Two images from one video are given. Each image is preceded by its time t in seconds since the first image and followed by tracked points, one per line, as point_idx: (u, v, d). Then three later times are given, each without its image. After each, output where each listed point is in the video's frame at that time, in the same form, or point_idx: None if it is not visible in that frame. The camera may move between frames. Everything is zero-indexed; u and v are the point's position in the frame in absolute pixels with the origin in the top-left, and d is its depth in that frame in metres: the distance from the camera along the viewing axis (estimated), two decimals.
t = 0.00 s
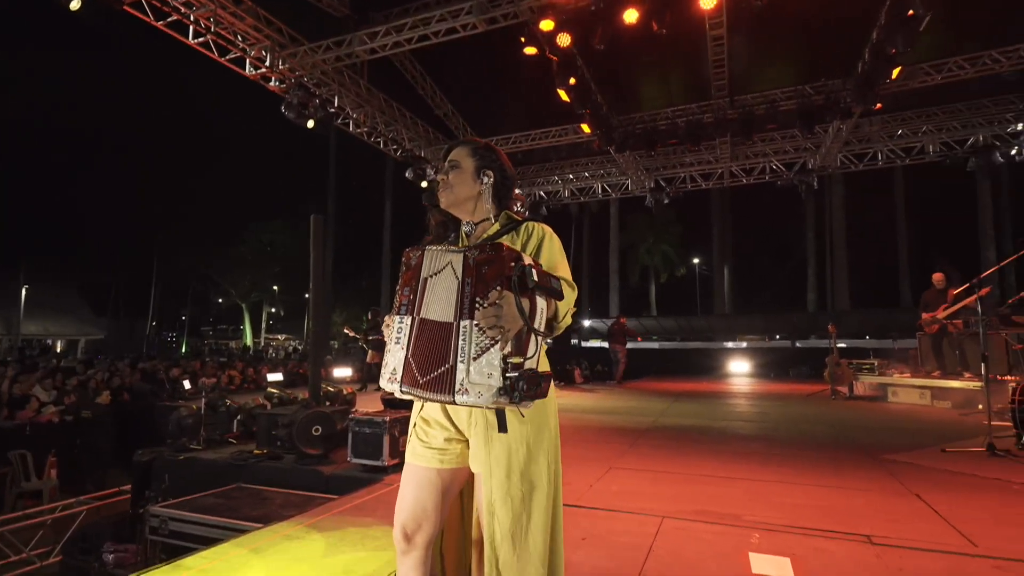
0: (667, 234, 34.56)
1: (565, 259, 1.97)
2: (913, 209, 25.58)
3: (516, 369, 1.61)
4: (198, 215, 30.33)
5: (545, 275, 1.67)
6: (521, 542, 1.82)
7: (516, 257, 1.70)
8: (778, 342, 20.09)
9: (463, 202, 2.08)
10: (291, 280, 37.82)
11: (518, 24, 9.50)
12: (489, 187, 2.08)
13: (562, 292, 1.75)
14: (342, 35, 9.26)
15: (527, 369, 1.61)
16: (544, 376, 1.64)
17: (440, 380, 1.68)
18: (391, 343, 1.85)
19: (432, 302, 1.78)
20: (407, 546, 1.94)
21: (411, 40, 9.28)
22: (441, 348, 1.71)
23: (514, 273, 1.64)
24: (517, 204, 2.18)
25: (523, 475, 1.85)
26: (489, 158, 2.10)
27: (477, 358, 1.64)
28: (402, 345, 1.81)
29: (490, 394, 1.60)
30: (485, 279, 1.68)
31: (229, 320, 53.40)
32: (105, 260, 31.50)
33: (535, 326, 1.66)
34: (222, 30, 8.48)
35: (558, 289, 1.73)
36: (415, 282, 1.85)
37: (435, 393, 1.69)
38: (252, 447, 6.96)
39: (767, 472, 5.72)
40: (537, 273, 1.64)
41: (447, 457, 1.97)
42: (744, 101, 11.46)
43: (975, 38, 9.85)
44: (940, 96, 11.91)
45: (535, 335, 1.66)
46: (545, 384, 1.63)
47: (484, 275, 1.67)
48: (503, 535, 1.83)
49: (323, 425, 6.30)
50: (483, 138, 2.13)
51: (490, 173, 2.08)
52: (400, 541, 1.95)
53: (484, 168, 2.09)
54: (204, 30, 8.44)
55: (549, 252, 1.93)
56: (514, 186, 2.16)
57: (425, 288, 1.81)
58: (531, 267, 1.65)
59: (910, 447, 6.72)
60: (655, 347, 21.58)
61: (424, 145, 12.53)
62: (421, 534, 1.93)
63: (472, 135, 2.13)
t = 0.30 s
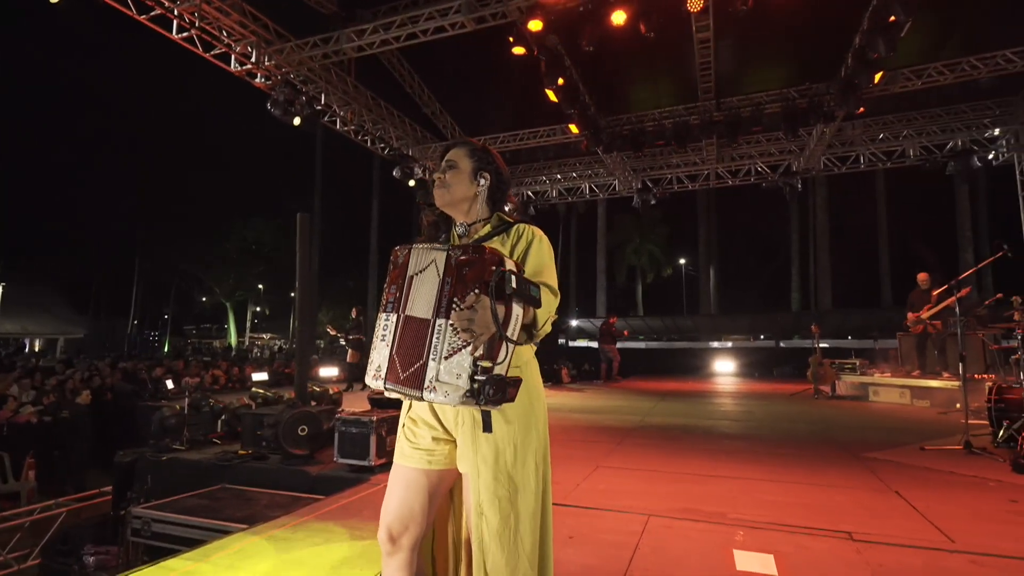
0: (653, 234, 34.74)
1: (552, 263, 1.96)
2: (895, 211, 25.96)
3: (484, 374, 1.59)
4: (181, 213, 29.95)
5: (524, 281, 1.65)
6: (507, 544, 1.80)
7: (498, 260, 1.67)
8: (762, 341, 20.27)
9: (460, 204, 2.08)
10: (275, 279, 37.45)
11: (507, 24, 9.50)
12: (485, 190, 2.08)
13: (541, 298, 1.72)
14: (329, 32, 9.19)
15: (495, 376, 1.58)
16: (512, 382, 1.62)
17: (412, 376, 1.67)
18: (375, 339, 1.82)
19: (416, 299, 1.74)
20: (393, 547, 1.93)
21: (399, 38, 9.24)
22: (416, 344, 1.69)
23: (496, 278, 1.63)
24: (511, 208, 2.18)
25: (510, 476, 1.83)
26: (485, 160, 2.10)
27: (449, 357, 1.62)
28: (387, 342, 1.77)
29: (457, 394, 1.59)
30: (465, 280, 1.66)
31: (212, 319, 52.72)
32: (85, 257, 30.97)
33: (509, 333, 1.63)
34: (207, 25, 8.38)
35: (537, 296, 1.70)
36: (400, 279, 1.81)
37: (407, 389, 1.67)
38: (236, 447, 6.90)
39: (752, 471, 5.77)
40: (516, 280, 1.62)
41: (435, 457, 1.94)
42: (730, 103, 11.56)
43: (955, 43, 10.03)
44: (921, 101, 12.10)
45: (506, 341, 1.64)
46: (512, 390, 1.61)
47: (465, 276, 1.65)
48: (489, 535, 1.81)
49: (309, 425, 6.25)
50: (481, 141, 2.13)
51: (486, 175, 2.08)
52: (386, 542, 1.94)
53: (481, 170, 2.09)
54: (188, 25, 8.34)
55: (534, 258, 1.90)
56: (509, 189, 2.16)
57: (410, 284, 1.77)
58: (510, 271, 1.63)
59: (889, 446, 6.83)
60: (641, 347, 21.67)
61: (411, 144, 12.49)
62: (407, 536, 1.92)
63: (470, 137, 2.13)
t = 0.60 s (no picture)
0: (647, 234, 34.78)
1: (548, 274, 1.89)
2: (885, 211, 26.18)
3: (469, 392, 1.52)
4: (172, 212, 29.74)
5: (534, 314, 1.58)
6: (490, 544, 1.79)
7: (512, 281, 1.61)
8: (755, 341, 20.35)
9: (472, 208, 2.05)
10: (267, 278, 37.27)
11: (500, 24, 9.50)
12: (498, 199, 2.07)
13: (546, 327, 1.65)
14: (322, 31, 9.17)
15: (481, 397, 1.51)
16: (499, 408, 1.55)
17: (399, 371, 1.59)
18: (368, 325, 1.72)
19: (416, 294, 1.65)
20: (383, 551, 1.93)
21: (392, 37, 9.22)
22: (409, 340, 1.60)
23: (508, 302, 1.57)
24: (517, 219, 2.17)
25: (495, 476, 1.81)
26: (501, 171, 2.09)
27: (440, 362, 1.54)
28: (379, 332, 1.67)
29: (439, 402, 1.52)
30: (476, 292, 1.57)
31: (204, 319, 52.38)
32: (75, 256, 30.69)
33: (506, 358, 1.56)
34: (200, 23, 8.32)
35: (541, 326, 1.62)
36: (402, 270, 1.71)
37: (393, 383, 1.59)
38: (229, 447, 6.86)
39: (744, 469, 5.81)
40: (528, 310, 1.56)
41: (423, 458, 1.93)
42: (722, 103, 11.61)
43: (944, 45, 10.13)
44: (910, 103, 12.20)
45: (501, 367, 1.55)
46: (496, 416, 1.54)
47: (477, 288, 1.57)
48: (472, 533, 1.81)
49: (302, 425, 6.23)
50: (498, 152, 2.13)
51: (500, 185, 2.06)
52: (376, 545, 1.94)
53: (496, 180, 2.08)
54: (180, 24, 8.29)
55: (528, 266, 1.83)
56: (519, 203, 2.14)
57: (410, 276, 1.68)
58: (521, 297, 1.58)
59: (879, 444, 6.88)
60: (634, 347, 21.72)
61: (404, 143, 12.47)
62: (397, 540, 1.91)
63: (488, 146, 2.12)
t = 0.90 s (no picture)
0: (643, 234, 34.81)
1: (545, 285, 1.89)
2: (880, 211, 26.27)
3: (468, 400, 1.52)
4: (166, 212, 29.61)
5: (541, 329, 1.61)
6: (471, 544, 1.77)
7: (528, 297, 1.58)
8: (750, 341, 20.40)
9: (482, 211, 2.01)
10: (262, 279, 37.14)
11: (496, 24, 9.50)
12: (507, 208, 2.06)
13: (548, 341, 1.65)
14: (318, 31, 9.14)
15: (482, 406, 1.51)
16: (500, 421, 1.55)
17: (400, 366, 1.57)
18: (365, 312, 1.68)
19: (421, 290, 1.62)
20: (373, 549, 1.93)
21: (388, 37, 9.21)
22: (413, 337, 1.57)
23: (521, 317, 1.57)
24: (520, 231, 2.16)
25: (479, 474, 1.80)
26: (516, 184, 2.09)
27: (445, 367, 1.51)
28: (377, 320, 1.64)
29: (439, 406, 1.51)
30: (492, 304, 1.54)
31: (199, 320, 52.18)
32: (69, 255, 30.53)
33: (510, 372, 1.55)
34: (194, 21, 8.28)
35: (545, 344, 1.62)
36: (407, 261, 1.66)
37: (392, 377, 1.57)
38: (224, 448, 6.83)
39: (738, 469, 5.83)
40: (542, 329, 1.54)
41: (411, 453, 1.91)
42: (718, 104, 11.64)
43: (937, 47, 10.18)
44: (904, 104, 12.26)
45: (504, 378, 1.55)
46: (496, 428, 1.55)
47: (494, 299, 1.54)
48: (454, 532, 1.79)
49: (297, 426, 6.21)
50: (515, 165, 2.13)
51: (512, 196, 2.06)
52: (366, 544, 1.93)
53: (509, 191, 2.07)
54: (175, 22, 8.25)
55: (533, 273, 1.84)
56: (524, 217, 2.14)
57: (417, 271, 1.64)
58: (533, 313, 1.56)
59: (872, 444, 6.89)
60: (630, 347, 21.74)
61: (400, 143, 12.45)
62: (386, 538, 1.91)
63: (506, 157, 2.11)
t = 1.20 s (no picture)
0: (640, 235, 34.82)
1: (543, 287, 1.90)
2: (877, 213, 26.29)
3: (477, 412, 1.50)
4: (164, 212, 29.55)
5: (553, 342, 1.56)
6: (463, 542, 1.75)
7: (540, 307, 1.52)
8: (747, 342, 20.39)
9: (471, 213, 2.00)
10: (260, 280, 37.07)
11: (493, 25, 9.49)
12: (498, 204, 2.03)
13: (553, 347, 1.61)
14: (315, 31, 9.12)
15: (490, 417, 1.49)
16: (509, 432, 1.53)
17: (408, 371, 1.54)
18: (367, 310, 1.64)
19: (425, 294, 1.57)
20: (372, 549, 1.90)
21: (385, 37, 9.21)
22: (419, 344, 1.54)
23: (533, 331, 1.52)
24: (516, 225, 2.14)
25: (474, 475, 1.79)
26: (502, 177, 2.06)
27: (455, 378, 1.48)
28: (377, 320, 1.62)
29: (448, 416, 1.49)
30: (505, 318, 1.47)
31: (196, 320, 52.08)
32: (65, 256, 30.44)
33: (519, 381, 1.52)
34: (190, 21, 8.26)
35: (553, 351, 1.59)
36: (410, 262, 1.61)
37: (398, 381, 1.56)
38: (218, 449, 6.80)
39: (734, 470, 5.81)
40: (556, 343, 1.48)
41: (407, 452, 1.89)
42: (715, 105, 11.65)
43: (933, 49, 10.20)
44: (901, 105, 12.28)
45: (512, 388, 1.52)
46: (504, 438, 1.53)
47: (508, 314, 1.48)
48: (444, 528, 1.76)
49: (292, 427, 6.18)
50: (499, 157, 2.09)
51: (500, 191, 2.02)
52: (364, 544, 1.91)
53: (496, 186, 2.04)
54: (171, 22, 8.23)
55: (532, 280, 1.84)
56: (519, 210, 2.11)
57: (421, 273, 1.58)
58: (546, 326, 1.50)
59: (867, 445, 6.87)
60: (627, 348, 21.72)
61: (397, 144, 12.42)
62: (385, 537, 1.89)
63: (490, 151, 2.08)
